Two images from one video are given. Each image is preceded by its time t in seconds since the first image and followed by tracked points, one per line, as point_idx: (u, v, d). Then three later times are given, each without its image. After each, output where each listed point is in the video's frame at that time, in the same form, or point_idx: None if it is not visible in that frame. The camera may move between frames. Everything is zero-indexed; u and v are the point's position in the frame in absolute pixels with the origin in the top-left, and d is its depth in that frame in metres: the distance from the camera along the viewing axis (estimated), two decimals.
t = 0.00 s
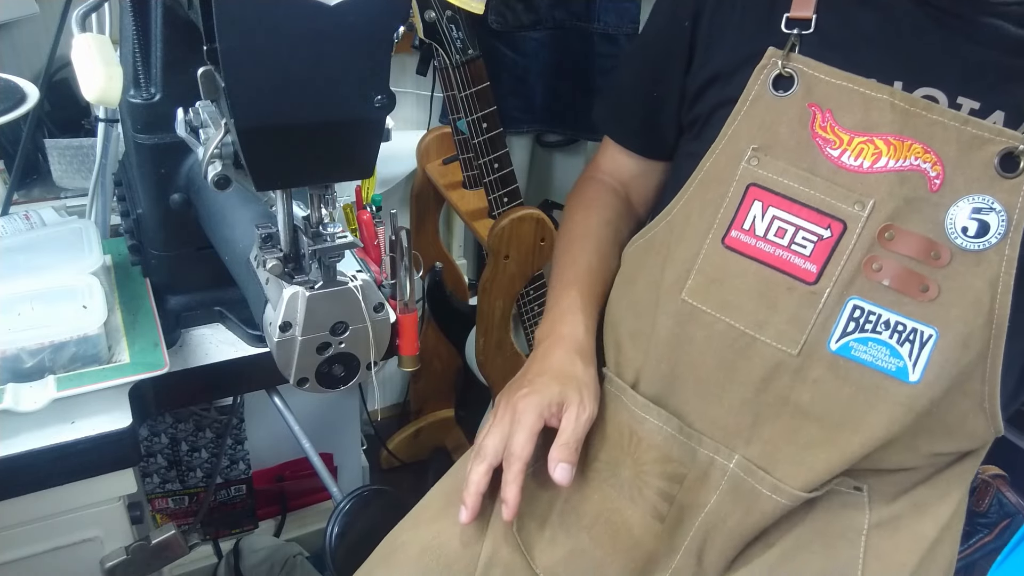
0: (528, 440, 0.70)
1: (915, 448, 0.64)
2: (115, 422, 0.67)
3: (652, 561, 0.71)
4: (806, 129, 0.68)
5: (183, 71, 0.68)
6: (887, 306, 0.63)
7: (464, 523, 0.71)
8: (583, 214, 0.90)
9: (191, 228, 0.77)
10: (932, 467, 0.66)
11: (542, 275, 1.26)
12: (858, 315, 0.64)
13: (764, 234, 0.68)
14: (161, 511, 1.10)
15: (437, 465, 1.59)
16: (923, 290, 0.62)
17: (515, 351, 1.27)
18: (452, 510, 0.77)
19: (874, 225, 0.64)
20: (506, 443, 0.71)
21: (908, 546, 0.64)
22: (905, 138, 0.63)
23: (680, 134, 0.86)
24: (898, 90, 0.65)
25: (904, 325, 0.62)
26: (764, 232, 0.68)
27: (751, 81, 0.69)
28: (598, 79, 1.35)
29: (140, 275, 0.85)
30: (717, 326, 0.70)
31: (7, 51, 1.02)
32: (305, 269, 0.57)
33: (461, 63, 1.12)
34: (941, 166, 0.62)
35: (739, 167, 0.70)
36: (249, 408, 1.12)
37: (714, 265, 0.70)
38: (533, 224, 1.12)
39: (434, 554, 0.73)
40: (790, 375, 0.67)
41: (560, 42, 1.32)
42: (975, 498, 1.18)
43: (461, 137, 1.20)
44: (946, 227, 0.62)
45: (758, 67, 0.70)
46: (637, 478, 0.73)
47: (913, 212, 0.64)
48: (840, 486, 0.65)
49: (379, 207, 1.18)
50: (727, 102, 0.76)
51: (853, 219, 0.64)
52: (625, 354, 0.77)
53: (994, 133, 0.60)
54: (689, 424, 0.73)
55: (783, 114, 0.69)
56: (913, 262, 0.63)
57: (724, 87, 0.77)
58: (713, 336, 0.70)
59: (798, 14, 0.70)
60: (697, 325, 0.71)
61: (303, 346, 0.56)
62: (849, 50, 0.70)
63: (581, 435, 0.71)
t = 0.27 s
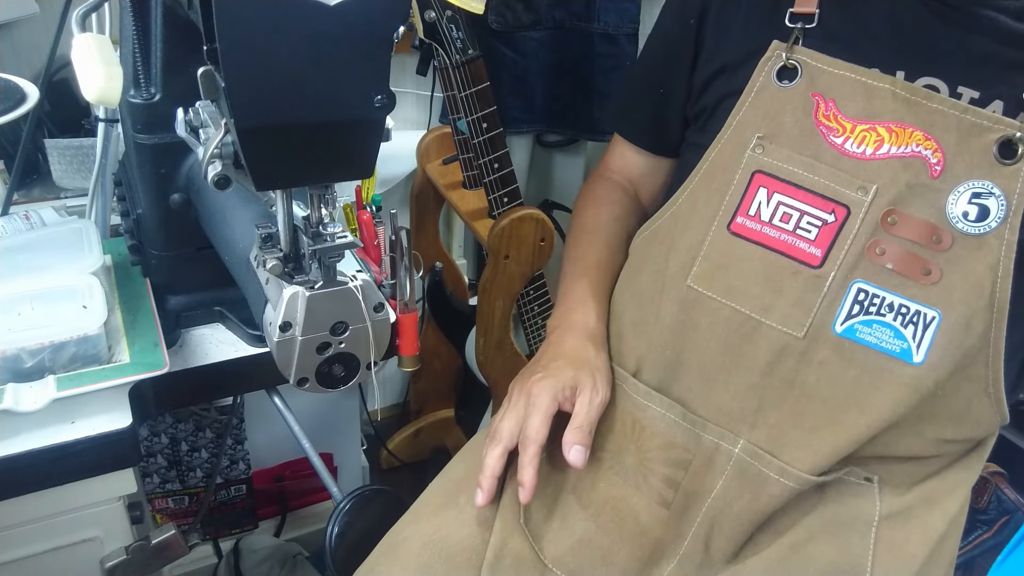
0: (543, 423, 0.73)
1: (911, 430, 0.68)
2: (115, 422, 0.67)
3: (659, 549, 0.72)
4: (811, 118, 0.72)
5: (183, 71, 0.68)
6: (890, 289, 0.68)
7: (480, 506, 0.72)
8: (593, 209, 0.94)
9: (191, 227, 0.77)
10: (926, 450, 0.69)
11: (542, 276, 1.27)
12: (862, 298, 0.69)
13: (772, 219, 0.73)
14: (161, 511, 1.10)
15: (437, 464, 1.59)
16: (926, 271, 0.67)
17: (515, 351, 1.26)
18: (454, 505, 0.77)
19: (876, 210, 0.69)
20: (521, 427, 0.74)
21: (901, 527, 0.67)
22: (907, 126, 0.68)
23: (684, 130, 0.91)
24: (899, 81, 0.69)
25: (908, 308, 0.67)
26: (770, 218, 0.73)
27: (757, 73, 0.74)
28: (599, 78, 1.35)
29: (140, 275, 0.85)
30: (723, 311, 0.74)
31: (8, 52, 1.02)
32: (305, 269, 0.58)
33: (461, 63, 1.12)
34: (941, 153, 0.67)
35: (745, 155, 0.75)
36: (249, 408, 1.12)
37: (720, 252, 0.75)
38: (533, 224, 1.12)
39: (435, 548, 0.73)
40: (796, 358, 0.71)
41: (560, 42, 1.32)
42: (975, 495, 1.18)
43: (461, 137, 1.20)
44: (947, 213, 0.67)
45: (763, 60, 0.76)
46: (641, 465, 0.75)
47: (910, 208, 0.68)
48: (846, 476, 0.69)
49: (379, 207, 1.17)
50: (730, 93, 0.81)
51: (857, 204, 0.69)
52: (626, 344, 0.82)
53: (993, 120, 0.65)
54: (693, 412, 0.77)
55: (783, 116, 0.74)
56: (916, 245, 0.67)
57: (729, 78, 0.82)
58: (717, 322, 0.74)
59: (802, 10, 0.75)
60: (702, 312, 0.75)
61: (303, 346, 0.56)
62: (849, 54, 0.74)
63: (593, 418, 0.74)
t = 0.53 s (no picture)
0: (539, 414, 0.74)
1: (909, 425, 0.68)
2: (115, 422, 0.67)
3: (659, 545, 0.72)
4: (801, 113, 0.73)
5: (183, 72, 0.68)
6: (884, 280, 0.68)
7: (479, 498, 0.73)
8: (591, 210, 0.94)
9: (191, 227, 0.77)
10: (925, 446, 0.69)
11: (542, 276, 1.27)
12: (857, 289, 0.69)
13: (765, 212, 0.73)
14: (161, 511, 1.10)
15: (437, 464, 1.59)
16: (919, 263, 0.67)
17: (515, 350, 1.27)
18: (453, 504, 0.77)
19: (869, 202, 0.69)
20: (517, 417, 0.75)
21: (903, 526, 0.67)
22: (897, 119, 0.68)
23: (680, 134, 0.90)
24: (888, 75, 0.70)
25: (902, 298, 0.67)
26: (763, 212, 0.73)
27: (748, 71, 0.74)
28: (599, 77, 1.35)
29: (140, 275, 0.85)
30: (719, 306, 0.74)
31: (7, 52, 1.02)
32: (305, 269, 0.58)
33: (461, 63, 1.12)
34: (931, 145, 0.67)
35: (738, 151, 0.75)
36: (249, 408, 1.12)
37: (715, 247, 0.75)
38: (533, 224, 1.12)
39: (435, 547, 0.73)
40: (792, 350, 0.71)
41: (560, 43, 1.32)
42: (975, 494, 1.18)
43: (460, 137, 1.20)
44: (938, 204, 0.67)
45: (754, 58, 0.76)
46: (640, 461, 0.75)
47: (904, 202, 0.68)
48: (850, 473, 0.69)
49: (379, 207, 1.17)
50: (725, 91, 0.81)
51: (849, 196, 0.69)
52: (622, 341, 0.82)
53: (982, 113, 0.65)
54: (691, 407, 0.76)
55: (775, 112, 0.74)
56: (909, 237, 0.67)
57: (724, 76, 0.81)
58: (714, 316, 0.74)
59: (791, 10, 0.75)
60: (698, 307, 0.75)
61: (303, 346, 0.56)
62: (841, 53, 0.74)
63: (588, 407, 0.75)
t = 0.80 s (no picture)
0: (535, 419, 0.74)
1: (906, 424, 0.68)
2: (115, 422, 0.67)
3: (658, 545, 0.73)
4: (793, 114, 0.73)
5: (184, 72, 0.68)
6: (879, 279, 0.68)
7: (479, 502, 0.74)
8: (587, 213, 0.94)
9: (191, 228, 0.77)
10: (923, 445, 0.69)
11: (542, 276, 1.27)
12: (852, 288, 0.69)
13: (759, 213, 0.73)
14: (161, 511, 1.11)
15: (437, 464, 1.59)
16: (913, 261, 0.67)
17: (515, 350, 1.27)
18: (452, 505, 0.77)
19: (862, 201, 0.69)
20: (514, 422, 0.76)
21: (903, 526, 0.67)
22: (888, 118, 0.68)
23: (673, 138, 0.91)
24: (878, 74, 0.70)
25: (897, 296, 0.67)
26: (757, 213, 0.73)
27: (739, 73, 0.75)
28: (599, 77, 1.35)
29: (139, 275, 0.85)
30: (715, 307, 0.74)
31: (7, 52, 1.02)
32: (305, 269, 0.58)
33: (461, 63, 1.12)
34: (923, 143, 0.67)
35: (730, 153, 0.75)
36: (249, 408, 1.12)
37: (709, 249, 0.75)
38: (534, 224, 1.12)
39: (434, 547, 0.74)
40: (789, 350, 0.71)
41: (560, 43, 1.32)
42: (974, 493, 1.18)
43: (461, 137, 1.20)
44: (931, 202, 0.67)
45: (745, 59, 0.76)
46: (640, 462, 0.75)
47: (892, 199, 0.68)
48: (849, 473, 0.68)
49: (379, 207, 1.17)
50: (717, 93, 0.81)
51: (842, 196, 0.69)
52: (620, 342, 0.82)
53: (971, 110, 0.65)
54: (689, 408, 0.76)
55: (765, 113, 0.74)
56: (903, 235, 0.67)
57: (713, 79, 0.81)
58: (710, 316, 0.74)
59: (781, 11, 0.75)
60: (693, 308, 0.75)
61: (303, 346, 0.56)
62: (838, 55, 0.74)
63: (584, 412, 0.75)
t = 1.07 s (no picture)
0: (543, 425, 0.74)
1: (913, 425, 0.69)
2: (115, 422, 0.67)
3: (663, 546, 0.73)
4: (805, 115, 0.72)
5: (183, 72, 0.68)
6: (889, 282, 0.68)
7: (485, 508, 0.74)
8: (592, 212, 0.94)
9: (191, 228, 0.77)
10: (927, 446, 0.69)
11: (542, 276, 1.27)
12: (862, 291, 0.69)
13: (770, 215, 0.73)
14: (161, 511, 1.10)
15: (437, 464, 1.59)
16: (923, 264, 0.67)
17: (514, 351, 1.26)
18: (453, 506, 0.77)
19: (874, 204, 0.69)
20: (521, 428, 0.75)
21: (906, 526, 0.67)
22: (900, 121, 0.68)
23: (678, 135, 0.91)
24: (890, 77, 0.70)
25: (908, 299, 0.67)
26: (768, 214, 0.73)
27: (751, 72, 0.74)
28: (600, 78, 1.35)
29: (139, 275, 0.85)
30: (723, 308, 0.74)
31: (7, 51, 1.02)
32: (305, 269, 0.58)
33: (461, 63, 1.12)
34: (934, 147, 0.67)
35: (741, 152, 0.74)
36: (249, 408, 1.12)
37: (720, 248, 0.75)
38: (534, 224, 1.12)
39: (434, 547, 0.74)
40: (798, 352, 0.71)
41: (560, 42, 1.32)
42: (975, 494, 1.17)
43: (461, 137, 1.20)
44: (941, 206, 0.67)
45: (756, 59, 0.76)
46: (645, 463, 0.75)
47: (904, 203, 0.68)
48: (853, 473, 0.69)
49: (379, 207, 1.17)
50: (726, 93, 0.81)
51: (853, 199, 0.69)
52: (626, 342, 0.82)
53: (982, 115, 0.65)
54: (696, 409, 0.77)
55: (773, 114, 0.74)
56: (914, 239, 0.67)
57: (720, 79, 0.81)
58: (719, 318, 0.74)
59: (794, 10, 0.74)
60: (702, 308, 0.75)
61: (303, 346, 0.56)
62: (847, 55, 0.74)
63: (592, 418, 0.75)
